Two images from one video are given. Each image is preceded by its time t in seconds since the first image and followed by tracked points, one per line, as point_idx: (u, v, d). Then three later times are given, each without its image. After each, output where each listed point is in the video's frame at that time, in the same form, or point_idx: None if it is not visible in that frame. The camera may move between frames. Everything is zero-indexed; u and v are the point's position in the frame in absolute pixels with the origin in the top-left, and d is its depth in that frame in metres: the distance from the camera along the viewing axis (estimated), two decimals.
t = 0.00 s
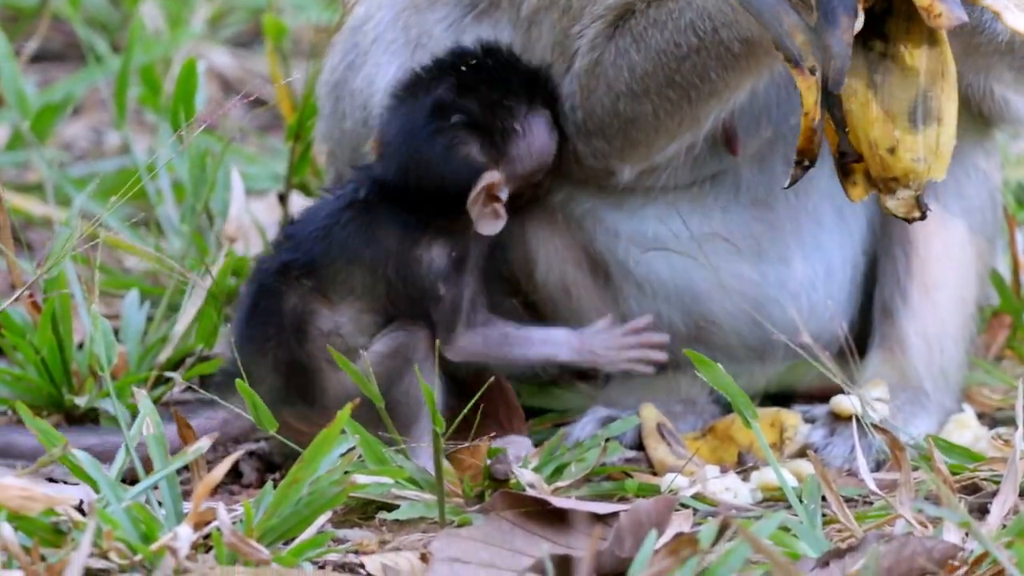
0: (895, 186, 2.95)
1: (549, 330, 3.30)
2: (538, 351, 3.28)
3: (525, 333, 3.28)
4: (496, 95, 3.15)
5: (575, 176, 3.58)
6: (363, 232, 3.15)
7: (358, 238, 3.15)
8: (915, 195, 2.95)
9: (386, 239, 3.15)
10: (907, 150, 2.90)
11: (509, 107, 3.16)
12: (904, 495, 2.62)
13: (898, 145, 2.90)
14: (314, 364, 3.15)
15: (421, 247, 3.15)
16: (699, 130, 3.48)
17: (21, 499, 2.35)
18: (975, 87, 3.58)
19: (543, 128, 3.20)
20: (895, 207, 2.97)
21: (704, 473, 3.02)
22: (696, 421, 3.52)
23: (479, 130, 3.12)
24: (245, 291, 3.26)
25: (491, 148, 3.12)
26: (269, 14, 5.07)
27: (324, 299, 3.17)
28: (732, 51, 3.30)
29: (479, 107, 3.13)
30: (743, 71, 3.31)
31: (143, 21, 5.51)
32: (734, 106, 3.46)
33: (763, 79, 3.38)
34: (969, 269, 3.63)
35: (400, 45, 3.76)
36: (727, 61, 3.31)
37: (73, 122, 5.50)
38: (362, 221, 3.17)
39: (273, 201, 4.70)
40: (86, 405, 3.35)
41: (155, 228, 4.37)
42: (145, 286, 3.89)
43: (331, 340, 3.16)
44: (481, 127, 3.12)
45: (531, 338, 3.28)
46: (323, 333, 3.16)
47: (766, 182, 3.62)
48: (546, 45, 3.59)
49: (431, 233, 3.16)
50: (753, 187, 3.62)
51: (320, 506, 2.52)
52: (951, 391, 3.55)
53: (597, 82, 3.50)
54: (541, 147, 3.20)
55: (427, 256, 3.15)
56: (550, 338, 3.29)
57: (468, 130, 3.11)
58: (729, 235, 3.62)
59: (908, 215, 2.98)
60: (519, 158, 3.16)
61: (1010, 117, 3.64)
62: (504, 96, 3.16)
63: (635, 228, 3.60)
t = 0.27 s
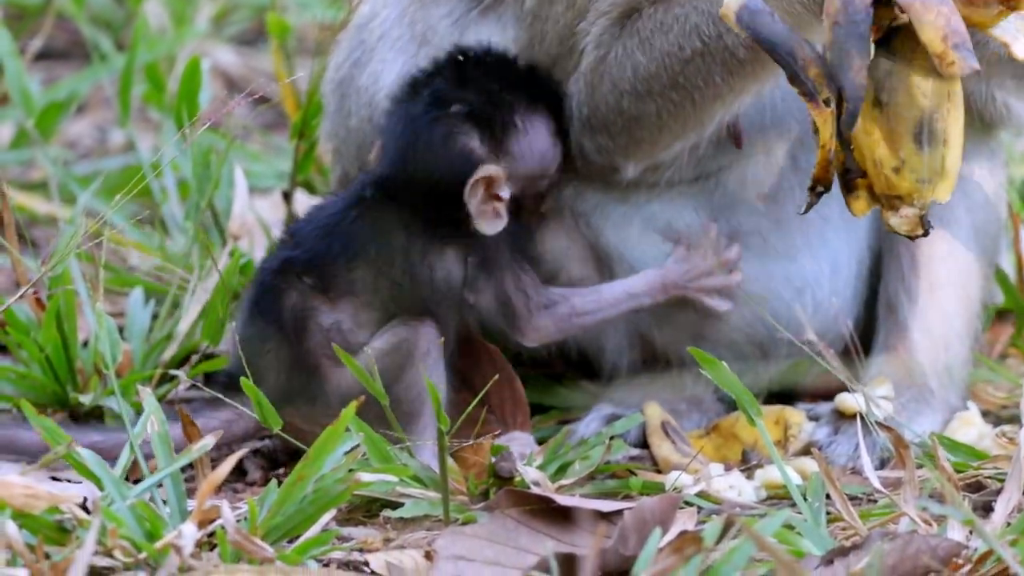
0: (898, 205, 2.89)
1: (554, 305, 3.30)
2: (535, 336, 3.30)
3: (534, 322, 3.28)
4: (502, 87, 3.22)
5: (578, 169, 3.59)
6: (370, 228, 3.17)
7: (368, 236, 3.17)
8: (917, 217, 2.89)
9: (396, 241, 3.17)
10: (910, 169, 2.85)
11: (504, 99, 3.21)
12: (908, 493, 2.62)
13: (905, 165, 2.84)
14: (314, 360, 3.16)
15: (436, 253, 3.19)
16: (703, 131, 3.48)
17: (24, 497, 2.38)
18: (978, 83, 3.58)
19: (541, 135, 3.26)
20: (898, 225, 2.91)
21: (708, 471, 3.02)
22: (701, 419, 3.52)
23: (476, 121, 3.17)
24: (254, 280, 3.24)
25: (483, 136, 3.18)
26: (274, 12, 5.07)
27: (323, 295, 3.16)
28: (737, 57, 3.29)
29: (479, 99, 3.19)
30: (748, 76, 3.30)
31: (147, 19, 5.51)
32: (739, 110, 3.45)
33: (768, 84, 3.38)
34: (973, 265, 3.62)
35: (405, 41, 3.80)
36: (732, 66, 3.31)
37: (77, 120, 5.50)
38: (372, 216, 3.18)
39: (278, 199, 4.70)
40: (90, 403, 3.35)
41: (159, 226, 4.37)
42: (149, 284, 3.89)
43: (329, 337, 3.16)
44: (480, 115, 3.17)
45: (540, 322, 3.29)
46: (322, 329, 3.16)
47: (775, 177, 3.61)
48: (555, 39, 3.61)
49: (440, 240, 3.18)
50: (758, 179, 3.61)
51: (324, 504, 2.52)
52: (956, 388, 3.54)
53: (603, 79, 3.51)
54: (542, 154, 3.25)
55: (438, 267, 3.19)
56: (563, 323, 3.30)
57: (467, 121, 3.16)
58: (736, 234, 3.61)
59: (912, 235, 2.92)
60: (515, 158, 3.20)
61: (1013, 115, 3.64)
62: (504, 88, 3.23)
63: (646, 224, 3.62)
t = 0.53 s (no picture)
0: (906, 231, 2.81)
1: (544, 339, 3.27)
2: (521, 367, 3.25)
3: (522, 354, 3.25)
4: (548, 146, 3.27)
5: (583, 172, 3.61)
6: (380, 232, 3.18)
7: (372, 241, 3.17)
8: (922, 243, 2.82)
9: (404, 246, 3.18)
10: (918, 201, 2.74)
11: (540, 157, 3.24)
12: (910, 489, 2.62)
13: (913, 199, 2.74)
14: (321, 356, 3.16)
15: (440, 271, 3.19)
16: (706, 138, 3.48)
17: (27, 494, 2.40)
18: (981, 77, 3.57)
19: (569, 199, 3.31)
20: (903, 251, 2.84)
21: (710, 467, 3.02)
22: (702, 415, 3.51)
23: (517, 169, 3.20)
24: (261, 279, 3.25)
25: (522, 190, 3.22)
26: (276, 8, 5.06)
27: (331, 292, 3.16)
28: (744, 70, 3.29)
29: (524, 148, 3.22)
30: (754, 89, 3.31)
31: (150, 15, 5.51)
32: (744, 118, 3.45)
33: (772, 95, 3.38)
34: (975, 261, 3.58)
35: (406, 36, 3.85)
36: (737, 78, 3.31)
37: (79, 116, 5.50)
38: (382, 224, 3.18)
39: (280, 195, 4.70)
40: (92, 399, 3.35)
41: (162, 223, 4.37)
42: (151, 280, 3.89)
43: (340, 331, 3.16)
44: (522, 166, 3.20)
45: (527, 356, 3.25)
46: (330, 325, 3.16)
47: (776, 173, 3.58)
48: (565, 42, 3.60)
49: (446, 258, 3.19)
50: (760, 177, 3.58)
51: (326, 500, 2.53)
52: (958, 385, 3.54)
53: (608, 82, 3.50)
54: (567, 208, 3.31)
55: (443, 279, 3.19)
56: (551, 357, 3.27)
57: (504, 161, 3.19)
58: (736, 231, 3.62)
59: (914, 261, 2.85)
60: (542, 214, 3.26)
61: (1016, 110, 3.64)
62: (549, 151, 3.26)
63: (646, 223, 3.65)
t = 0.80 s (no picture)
0: (914, 238, 2.82)
1: (552, 341, 3.26)
2: (526, 359, 3.23)
3: (524, 344, 3.24)
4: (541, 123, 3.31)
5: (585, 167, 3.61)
6: (386, 212, 3.27)
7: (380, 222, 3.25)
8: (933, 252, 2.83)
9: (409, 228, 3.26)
10: (928, 207, 2.76)
11: (534, 131, 3.30)
12: (913, 486, 2.61)
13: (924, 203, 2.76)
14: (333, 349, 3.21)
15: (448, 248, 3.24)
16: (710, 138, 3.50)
17: (29, 491, 2.38)
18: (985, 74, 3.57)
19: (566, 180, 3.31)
20: (913, 257, 2.85)
21: (713, 464, 3.02)
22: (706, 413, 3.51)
23: (489, 139, 3.30)
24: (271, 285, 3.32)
25: (499, 157, 3.31)
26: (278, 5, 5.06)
27: (352, 276, 3.24)
28: (750, 73, 3.32)
29: (512, 126, 3.30)
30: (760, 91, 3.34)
31: (153, 13, 5.51)
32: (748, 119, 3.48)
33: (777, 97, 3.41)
34: (980, 257, 3.58)
35: (410, 31, 3.86)
36: (743, 81, 3.35)
37: (82, 113, 5.50)
38: (388, 204, 3.29)
39: (283, 193, 4.69)
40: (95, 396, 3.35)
41: (164, 220, 4.37)
42: (154, 277, 3.89)
43: (363, 316, 3.24)
44: (496, 130, 3.30)
45: (528, 346, 3.23)
46: (351, 306, 3.23)
47: (779, 168, 3.61)
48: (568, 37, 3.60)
49: (447, 240, 3.25)
50: (762, 169, 3.62)
51: (328, 498, 2.52)
52: (961, 382, 3.53)
53: (613, 81, 3.51)
54: (572, 255, 3.35)
55: (449, 260, 3.24)
56: (552, 354, 3.24)
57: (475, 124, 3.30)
58: (739, 224, 3.62)
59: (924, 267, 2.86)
60: (520, 186, 3.29)
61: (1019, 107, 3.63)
62: (545, 132, 3.31)
63: (649, 217, 3.64)
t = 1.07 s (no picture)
0: (914, 248, 2.85)
1: (484, 326, 3.15)
2: (460, 347, 3.14)
3: (462, 333, 3.14)
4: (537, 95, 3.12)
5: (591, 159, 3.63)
6: (375, 214, 3.09)
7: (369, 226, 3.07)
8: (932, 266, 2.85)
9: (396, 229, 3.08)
10: (929, 219, 2.79)
11: (523, 109, 3.11)
12: (916, 482, 2.62)
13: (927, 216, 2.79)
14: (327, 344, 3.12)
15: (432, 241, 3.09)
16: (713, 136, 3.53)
17: (34, 486, 2.39)
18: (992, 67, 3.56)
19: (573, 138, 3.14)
20: (910, 267, 2.88)
21: (716, 460, 3.02)
22: (710, 409, 3.50)
23: (485, 129, 3.10)
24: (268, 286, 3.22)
25: (500, 144, 3.11)
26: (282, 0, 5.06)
27: (337, 281, 3.11)
28: (753, 75, 3.34)
29: (501, 107, 3.10)
30: (762, 93, 3.36)
31: (157, 8, 5.50)
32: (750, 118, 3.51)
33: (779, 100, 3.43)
34: (984, 254, 3.59)
35: (417, 24, 3.83)
36: (746, 82, 3.36)
37: (86, 109, 5.50)
38: (380, 206, 3.09)
39: (287, 188, 4.69)
40: (99, 392, 3.36)
41: (168, 215, 4.37)
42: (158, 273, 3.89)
43: (345, 319, 3.13)
44: (492, 121, 3.10)
45: (464, 335, 3.14)
46: (337, 313, 3.12)
47: (786, 163, 3.63)
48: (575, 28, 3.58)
49: (436, 234, 3.10)
50: (768, 163, 3.63)
51: (332, 493, 2.52)
52: (964, 378, 3.53)
53: (618, 75, 3.51)
54: (596, 207, 3.21)
55: (434, 254, 3.09)
56: (490, 340, 3.15)
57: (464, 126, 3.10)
58: (745, 219, 3.63)
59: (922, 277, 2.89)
60: (530, 156, 3.11)
61: None
62: (533, 97, 3.12)
63: (656, 211, 3.64)
